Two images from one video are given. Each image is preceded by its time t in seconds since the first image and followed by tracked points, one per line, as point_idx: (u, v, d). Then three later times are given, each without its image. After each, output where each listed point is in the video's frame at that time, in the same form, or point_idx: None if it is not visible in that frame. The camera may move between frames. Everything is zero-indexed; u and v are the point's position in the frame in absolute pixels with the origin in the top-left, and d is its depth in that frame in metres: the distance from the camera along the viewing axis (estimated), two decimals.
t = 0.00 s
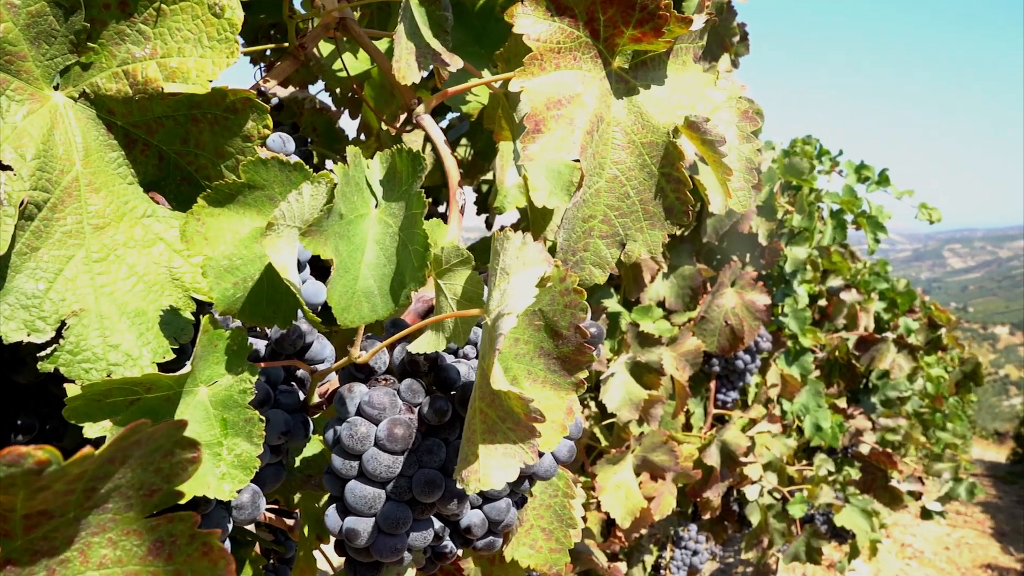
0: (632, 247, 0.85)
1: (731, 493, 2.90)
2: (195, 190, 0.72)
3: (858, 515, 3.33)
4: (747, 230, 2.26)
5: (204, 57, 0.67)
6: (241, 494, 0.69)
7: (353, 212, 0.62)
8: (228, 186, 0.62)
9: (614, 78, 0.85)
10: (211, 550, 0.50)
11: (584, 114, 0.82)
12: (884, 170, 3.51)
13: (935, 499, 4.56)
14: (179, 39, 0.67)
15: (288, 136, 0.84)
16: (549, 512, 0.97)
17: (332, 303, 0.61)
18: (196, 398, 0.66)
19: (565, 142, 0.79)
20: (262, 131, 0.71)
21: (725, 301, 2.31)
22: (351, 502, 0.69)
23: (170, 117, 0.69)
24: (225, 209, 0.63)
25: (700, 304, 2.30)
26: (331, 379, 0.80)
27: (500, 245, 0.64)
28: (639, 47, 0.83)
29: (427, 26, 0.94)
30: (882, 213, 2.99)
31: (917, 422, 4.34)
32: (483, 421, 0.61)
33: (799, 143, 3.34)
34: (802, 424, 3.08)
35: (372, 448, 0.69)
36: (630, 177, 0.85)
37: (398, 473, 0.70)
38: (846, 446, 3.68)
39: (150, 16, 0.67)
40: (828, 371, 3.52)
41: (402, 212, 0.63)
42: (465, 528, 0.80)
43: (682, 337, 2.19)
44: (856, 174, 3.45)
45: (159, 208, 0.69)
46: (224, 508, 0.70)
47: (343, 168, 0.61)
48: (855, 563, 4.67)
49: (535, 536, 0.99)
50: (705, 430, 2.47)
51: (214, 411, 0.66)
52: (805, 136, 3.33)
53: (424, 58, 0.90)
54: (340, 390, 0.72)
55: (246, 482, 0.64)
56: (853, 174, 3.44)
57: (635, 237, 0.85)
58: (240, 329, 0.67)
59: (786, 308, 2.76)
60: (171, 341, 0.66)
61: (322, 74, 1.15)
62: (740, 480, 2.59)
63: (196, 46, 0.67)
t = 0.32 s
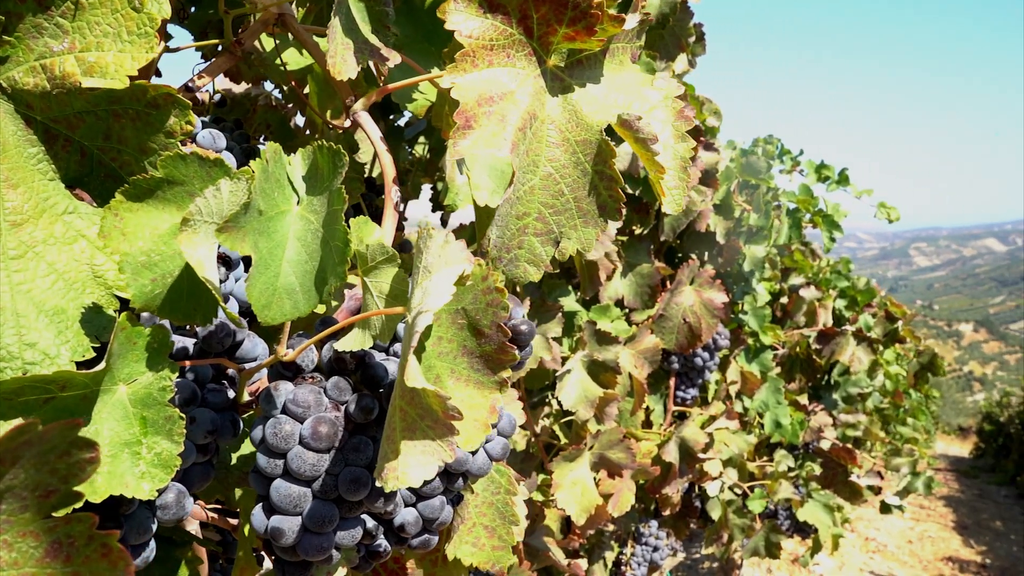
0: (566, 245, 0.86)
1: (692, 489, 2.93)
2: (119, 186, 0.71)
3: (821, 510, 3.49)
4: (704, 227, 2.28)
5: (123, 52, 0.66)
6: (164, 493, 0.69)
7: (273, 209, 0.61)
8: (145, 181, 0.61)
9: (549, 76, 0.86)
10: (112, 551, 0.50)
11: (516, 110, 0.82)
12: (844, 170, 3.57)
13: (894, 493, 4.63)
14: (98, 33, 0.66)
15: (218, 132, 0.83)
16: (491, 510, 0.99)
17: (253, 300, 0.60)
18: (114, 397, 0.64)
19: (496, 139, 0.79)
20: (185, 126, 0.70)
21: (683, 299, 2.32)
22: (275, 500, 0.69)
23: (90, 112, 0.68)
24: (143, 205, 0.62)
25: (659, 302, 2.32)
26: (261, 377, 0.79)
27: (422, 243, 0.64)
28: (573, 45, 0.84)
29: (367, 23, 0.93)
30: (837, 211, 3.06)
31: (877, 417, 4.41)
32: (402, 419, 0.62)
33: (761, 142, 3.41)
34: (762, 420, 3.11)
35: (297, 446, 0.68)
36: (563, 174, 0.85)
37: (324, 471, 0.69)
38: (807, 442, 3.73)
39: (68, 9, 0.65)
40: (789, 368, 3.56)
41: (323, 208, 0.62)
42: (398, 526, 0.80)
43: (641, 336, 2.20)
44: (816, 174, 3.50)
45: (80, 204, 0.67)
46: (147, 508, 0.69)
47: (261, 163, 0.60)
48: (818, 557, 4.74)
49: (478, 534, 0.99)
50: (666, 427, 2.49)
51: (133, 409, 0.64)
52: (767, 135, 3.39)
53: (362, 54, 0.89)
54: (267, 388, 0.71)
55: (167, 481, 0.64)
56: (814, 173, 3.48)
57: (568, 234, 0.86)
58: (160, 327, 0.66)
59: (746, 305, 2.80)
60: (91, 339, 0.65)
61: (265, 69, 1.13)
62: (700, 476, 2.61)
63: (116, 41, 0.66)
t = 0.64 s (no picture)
0: (498, 240, 0.87)
1: (652, 485, 2.97)
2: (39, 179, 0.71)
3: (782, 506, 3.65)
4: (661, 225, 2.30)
5: (37, 43, 0.65)
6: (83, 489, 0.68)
7: (187, 203, 0.61)
8: (57, 175, 0.60)
9: (482, 72, 0.86)
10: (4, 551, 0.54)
11: (446, 105, 0.83)
12: (803, 169, 3.62)
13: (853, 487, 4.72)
14: (12, 24, 0.65)
15: (144, 127, 0.83)
16: (431, 505, 0.99)
17: (166, 295, 0.59)
18: (26, 393, 0.63)
19: (422, 133, 0.81)
20: (104, 120, 0.69)
21: (641, 297, 2.34)
22: (197, 497, 0.68)
23: (6, 105, 0.67)
24: (55, 199, 0.61)
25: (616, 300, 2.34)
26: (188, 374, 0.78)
27: (342, 237, 0.66)
28: (505, 41, 0.85)
29: (299, 19, 0.93)
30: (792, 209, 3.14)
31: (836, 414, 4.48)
32: (317, 413, 0.63)
33: (721, 142, 3.47)
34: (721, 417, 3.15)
35: (218, 441, 0.68)
36: (495, 170, 0.86)
37: (246, 467, 0.69)
38: (767, 438, 3.78)
39: None
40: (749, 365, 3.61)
41: (240, 202, 0.62)
42: (328, 521, 0.80)
43: (597, 332, 2.22)
44: (776, 173, 3.54)
45: None
46: (66, 505, 0.69)
47: (174, 157, 0.60)
48: (779, 552, 4.80)
49: (417, 530, 0.99)
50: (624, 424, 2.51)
51: (46, 406, 0.64)
52: (728, 134, 3.46)
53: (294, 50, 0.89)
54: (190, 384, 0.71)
55: (81, 478, 0.63)
56: (774, 173, 3.53)
57: (500, 230, 0.86)
58: (76, 322, 0.66)
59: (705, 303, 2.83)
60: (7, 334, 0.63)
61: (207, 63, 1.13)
62: (659, 472, 2.64)
63: (30, 32, 0.65)
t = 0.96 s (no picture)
0: (436, 239, 0.87)
1: (615, 482, 2.99)
2: None
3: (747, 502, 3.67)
4: (621, 225, 2.31)
5: None
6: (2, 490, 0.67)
7: (103, 200, 0.60)
8: None
9: (420, 70, 0.86)
10: None
11: (381, 105, 0.82)
12: (766, 169, 3.66)
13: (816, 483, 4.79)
14: None
15: (73, 121, 0.84)
16: (370, 504, 1.00)
17: (80, 293, 0.59)
18: None
19: (358, 133, 0.80)
20: (22, 115, 0.68)
21: (601, 295, 2.35)
22: (120, 496, 0.68)
23: None
24: None
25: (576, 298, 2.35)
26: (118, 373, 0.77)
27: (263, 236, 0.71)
28: (442, 40, 0.85)
29: (237, 14, 0.92)
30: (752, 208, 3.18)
31: (800, 411, 4.54)
32: (240, 410, 0.63)
33: (685, 142, 3.51)
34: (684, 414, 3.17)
35: (142, 440, 0.67)
36: (433, 168, 0.86)
37: (171, 466, 0.68)
38: (731, 435, 3.82)
39: None
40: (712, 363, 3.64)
41: (158, 199, 0.61)
42: (262, 521, 0.80)
43: (557, 331, 2.24)
44: (739, 173, 3.58)
45: None
46: None
47: (87, 155, 0.60)
48: (744, 547, 4.86)
49: (357, 529, 0.99)
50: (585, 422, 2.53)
51: None
52: (692, 135, 3.49)
53: (230, 46, 0.89)
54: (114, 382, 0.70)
55: None
56: (737, 173, 3.57)
57: (438, 228, 0.87)
58: None
59: (666, 301, 2.85)
60: None
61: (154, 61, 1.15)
62: (621, 470, 2.66)
63: None
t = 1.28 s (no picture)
0: (358, 239, 0.87)
1: (571, 480, 3.01)
2: None
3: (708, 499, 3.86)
4: (571, 224, 2.32)
5: None
6: None
7: None
8: None
9: (342, 71, 0.86)
10: None
11: (301, 105, 0.82)
12: (721, 169, 3.71)
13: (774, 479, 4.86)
14: None
15: None
16: (295, 506, 1.00)
17: None
18: None
19: (274, 133, 0.79)
20: None
21: (554, 294, 2.36)
22: (23, 499, 0.67)
23: None
24: None
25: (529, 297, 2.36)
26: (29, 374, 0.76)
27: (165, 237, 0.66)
28: (363, 40, 0.84)
29: (159, 13, 0.92)
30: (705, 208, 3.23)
31: (757, 409, 4.60)
32: (138, 413, 0.64)
33: (642, 142, 3.54)
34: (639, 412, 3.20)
35: (46, 442, 0.66)
36: (355, 169, 0.85)
37: (76, 468, 0.67)
38: (688, 433, 3.86)
39: None
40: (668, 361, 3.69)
41: (58, 199, 0.61)
42: (179, 522, 0.79)
43: (510, 331, 2.24)
44: (695, 173, 3.62)
45: None
46: None
47: None
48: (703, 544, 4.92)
49: (281, 531, 1.00)
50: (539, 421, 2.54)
51: None
52: (649, 135, 3.53)
53: (149, 43, 0.88)
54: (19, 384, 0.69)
55: None
56: (693, 173, 3.60)
57: (360, 229, 0.87)
58: None
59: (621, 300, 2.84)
60: None
61: (76, 54, 1.14)
62: (574, 468, 2.68)
63: None
